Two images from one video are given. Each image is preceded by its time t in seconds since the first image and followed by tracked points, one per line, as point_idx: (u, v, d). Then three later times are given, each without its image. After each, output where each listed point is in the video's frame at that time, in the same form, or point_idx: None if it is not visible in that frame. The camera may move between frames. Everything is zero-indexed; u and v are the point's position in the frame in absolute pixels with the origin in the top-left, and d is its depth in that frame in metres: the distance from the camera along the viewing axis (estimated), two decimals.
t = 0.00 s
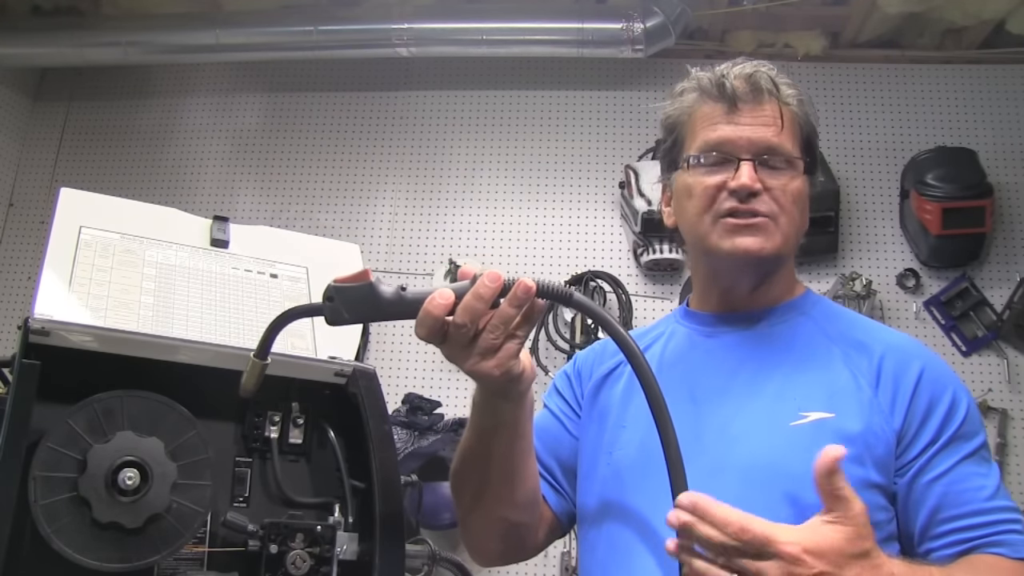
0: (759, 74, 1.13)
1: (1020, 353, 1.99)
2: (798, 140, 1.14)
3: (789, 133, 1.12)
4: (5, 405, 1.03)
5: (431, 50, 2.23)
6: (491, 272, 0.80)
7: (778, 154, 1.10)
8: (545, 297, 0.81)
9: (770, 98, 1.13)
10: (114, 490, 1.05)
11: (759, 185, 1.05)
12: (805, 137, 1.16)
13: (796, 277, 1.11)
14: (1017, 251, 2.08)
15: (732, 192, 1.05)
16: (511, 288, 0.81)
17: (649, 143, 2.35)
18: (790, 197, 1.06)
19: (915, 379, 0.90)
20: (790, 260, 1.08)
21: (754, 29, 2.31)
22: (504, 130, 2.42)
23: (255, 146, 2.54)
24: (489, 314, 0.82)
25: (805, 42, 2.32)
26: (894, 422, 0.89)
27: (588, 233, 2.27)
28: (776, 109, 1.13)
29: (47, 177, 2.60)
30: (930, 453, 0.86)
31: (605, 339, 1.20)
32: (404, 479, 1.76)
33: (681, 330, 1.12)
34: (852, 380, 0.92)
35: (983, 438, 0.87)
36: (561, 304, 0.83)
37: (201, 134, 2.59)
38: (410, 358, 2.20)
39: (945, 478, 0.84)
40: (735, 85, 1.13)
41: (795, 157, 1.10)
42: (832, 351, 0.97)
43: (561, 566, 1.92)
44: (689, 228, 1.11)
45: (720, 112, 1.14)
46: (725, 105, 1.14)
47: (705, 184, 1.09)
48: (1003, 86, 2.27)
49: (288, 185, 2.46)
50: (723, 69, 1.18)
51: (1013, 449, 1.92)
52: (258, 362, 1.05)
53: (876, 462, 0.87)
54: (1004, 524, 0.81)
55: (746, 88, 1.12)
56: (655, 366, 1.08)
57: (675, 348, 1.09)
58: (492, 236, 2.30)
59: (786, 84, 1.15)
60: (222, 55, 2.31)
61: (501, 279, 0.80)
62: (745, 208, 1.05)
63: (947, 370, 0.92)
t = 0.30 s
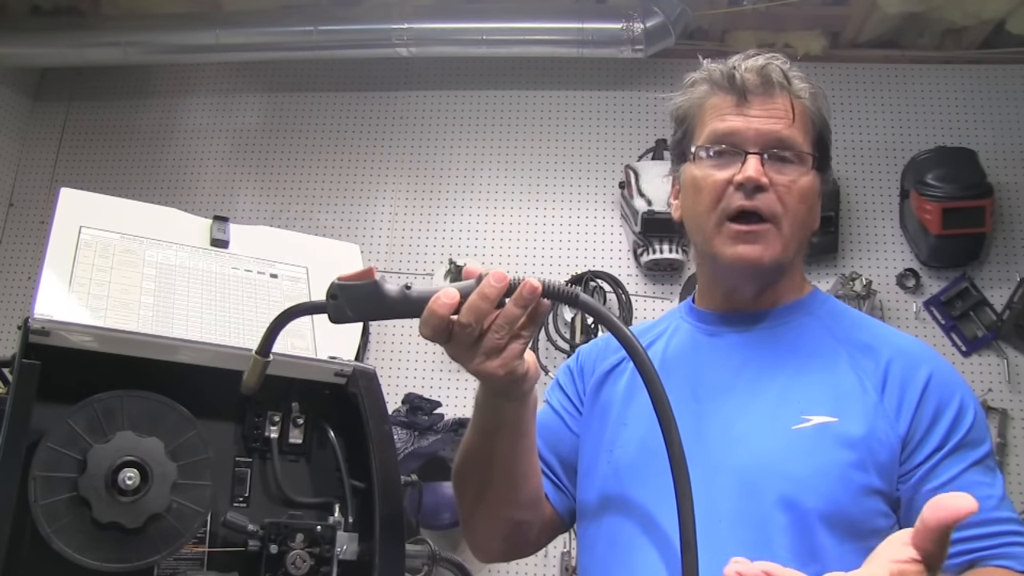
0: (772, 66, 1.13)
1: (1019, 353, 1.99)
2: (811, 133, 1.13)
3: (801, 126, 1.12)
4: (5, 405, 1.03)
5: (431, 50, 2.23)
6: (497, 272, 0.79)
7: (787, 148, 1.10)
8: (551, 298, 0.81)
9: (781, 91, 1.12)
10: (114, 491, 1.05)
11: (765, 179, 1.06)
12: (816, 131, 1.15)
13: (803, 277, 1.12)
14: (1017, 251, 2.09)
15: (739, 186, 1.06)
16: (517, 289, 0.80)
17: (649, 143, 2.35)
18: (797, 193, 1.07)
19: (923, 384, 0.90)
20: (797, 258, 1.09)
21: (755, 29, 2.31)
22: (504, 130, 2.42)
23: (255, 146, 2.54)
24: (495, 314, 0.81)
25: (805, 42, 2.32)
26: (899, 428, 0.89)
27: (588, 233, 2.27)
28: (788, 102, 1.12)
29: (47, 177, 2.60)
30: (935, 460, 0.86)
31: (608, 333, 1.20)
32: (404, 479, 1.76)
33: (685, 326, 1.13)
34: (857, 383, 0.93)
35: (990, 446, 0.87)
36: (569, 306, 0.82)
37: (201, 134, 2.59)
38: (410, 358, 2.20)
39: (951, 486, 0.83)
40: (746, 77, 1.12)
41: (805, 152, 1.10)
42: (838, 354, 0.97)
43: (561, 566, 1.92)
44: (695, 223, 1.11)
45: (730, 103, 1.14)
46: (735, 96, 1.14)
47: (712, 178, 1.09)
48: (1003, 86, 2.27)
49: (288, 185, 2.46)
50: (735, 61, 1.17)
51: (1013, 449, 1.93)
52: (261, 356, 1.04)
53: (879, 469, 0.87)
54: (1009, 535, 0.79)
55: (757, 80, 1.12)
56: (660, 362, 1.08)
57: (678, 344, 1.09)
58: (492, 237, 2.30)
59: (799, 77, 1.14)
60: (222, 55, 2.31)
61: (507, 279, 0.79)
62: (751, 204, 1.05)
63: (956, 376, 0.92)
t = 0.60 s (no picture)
0: (778, 67, 1.13)
1: (1019, 353, 1.99)
2: (817, 134, 1.14)
3: (808, 128, 1.12)
4: (5, 405, 1.03)
5: (431, 50, 2.23)
6: (501, 271, 0.79)
7: (793, 150, 1.10)
8: (556, 299, 0.80)
9: (788, 92, 1.12)
10: (114, 491, 1.05)
11: (770, 184, 1.05)
12: (822, 130, 1.15)
13: (808, 277, 1.11)
14: (1017, 251, 2.09)
15: (743, 189, 1.05)
16: (521, 288, 0.80)
17: (649, 143, 2.35)
18: (804, 197, 1.06)
19: (926, 387, 0.90)
20: (802, 259, 1.08)
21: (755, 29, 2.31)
22: (504, 130, 2.42)
23: (255, 146, 2.54)
24: (498, 314, 0.81)
25: (805, 42, 2.32)
26: (902, 431, 0.89)
27: (588, 233, 2.27)
28: (795, 104, 1.12)
29: (47, 177, 2.60)
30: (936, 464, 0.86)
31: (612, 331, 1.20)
32: (404, 479, 1.76)
33: (689, 325, 1.13)
34: (860, 386, 0.93)
35: (993, 450, 0.87)
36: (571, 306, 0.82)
37: (201, 133, 2.59)
38: (410, 358, 2.20)
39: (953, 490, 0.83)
40: (752, 78, 1.12)
41: (812, 155, 1.10)
42: (841, 356, 0.97)
43: (561, 566, 1.92)
44: (699, 224, 1.11)
45: (736, 104, 1.14)
46: (741, 97, 1.13)
47: (716, 179, 1.09)
48: (1003, 86, 2.27)
49: (288, 184, 2.46)
50: (741, 59, 1.17)
51: (1013, 449, 1.93)
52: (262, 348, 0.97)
53: (880, 472, 0.87)
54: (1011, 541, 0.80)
55: (763, 81, 1.12)
56: (663, 362, 1.08)
57: (682, 344, 1.09)
58: (492, 237, 2.30)
59: (806, 78, 1.14)
60: (222, 55, 2.31)
61: (512, 278, 0.79)
62: (755, 207, 1.05)
63: (959, 380, 0.92)
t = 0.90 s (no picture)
0: (776, 67, 1.14)
1: (1019, 353, 1.99)
2: (816, 135, 1.14)
3: (806, 129, 1.12)
4: (5, 405, 1.03)
5: (431, 50, 2.23)
6: (516, 278, 0.80)
7: (792, 152, 1.10)
8: (568, 309, 0.82)
9: (785, 93, 1.12)
10: (114, 490, 1.05)
11: (769, 185, 1.05)
12: (822, 131, 1.15)
13: (810, 277, 1.11)
14: (1017, 251, 2.09)
15: (742, 191, 1.05)
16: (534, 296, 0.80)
17: (649, 143, 2.35)
18: (803, 197, 1.06)
19: (924, 383, 0.90)
20: (803, 260, 1.08)
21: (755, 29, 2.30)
22: (504, 130, 2.42)
23: (255, 146, 2.54)
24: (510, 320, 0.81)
25: (805, 42, 2.32)
26: (899, 427, 0.89)
27: (588, 233, 2.27)
28: (793, 104, 1.12)
29: (46, 176, 2.60)
30: (934, 459, 0.86)
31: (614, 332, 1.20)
32: (404, 479, 1.76)
33: (691, 325, 1.13)
34: (857, 382, 0.93)
35: (994, 447, 0.87)
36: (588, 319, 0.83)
37: (201, 133, 2.59)
38: (410, 358, 2.19)
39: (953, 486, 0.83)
40: (750, 79, 1.13)
41: (811, 156, 1.10)
42: (840, 353, 0.97)
43: (561, 567, 1.92)
44: (699, 226, 1.11)
45: (734, 105, 1.14)
46: (739, 98, 1.14)
47: (716, 182, 1.09)
48: (1003, 86, 2.27)
49: (288, 184, 2.46)
50: (740, 61, 1.18)
51: (1013, 449, 1.92)
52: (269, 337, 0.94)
53: (878, 469, 0.87)
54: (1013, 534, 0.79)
55: (761, 82, 1.12)
56: (663, 361, 1.08)
57: (683, 343, 1.10)
58: (492, 237, 2.30)
59: (804, 79, 1.14)
60: (222, 55, 2.31)
61: (526, 285, 0.79)
62: (755, 208, 1.05)
63: (959, 376, 0.91)
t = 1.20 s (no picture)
0: (770, 67, 1.13)
1: (1020, 353, 1.99)
2: (812, 134, 1.14)
3: (802, 127, 1.12)
4: (5, 405, 1.03)
5: (431, 50, 2.23)
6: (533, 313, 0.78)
7: (788, 150, 1.10)
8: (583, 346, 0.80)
9: (781, 91, 1.12)
10: (114, 490, 1.05)
11: (766, 184, 1.06)
12: (818, 130, 1.15)
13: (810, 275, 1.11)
14: (1017, 251, 2.09)
15: (740, 191, 1.06)
16: (550, 331, 0.79)
17: (649, 143, 2.35)
18: (800, 196, 1.07)
19: (922, 376, 0.90)
20: (801, 257, 1.08)
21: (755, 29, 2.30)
22: (504, 130, 2.42)
23: (255, 146, 2.54)
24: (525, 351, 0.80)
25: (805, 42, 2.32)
26: (898, 420, 0.89)
27: (588, 233, 2.27)
28: (788, 103, 1.12)
29: (47, 176, 2.60)
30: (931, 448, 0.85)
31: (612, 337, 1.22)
32: (404, 479, 1.76)
33: (689, 327, 1.13)
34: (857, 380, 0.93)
35: (992, 438, 0.86)
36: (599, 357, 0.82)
37: (201, 133, 2.59)
38: (410, 358, 2.20)
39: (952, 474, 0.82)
40: (745, 79, 1.12)
41: (807, 154, 1.11)
42: (839, 352, 0.97)
43: (561, 567, 1.92)
44: (698, 227, 1.12)
45: (730, 106, 1.14)
46: (735, 98, 1.14)
47: (713, 183, 1.10)
48: (1003, 86, 2.27)
49: (288, 184, 2.46)
50: (733, 61, 1.18)
51: (1013, 449, 1.92)
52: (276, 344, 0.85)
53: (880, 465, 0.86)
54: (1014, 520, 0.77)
55: (756, 82, 1.12)
56: (662, 363, 1.08)
57: (682, 345, 1.10)
58: (492, 237, 2.30)
59: (798, 78, 1.14)
60: (222, 55, 2.31)
61: (542, 319, 0.78)
62: (752, 208, 1.05)
63: (959, 370, 0.91)
